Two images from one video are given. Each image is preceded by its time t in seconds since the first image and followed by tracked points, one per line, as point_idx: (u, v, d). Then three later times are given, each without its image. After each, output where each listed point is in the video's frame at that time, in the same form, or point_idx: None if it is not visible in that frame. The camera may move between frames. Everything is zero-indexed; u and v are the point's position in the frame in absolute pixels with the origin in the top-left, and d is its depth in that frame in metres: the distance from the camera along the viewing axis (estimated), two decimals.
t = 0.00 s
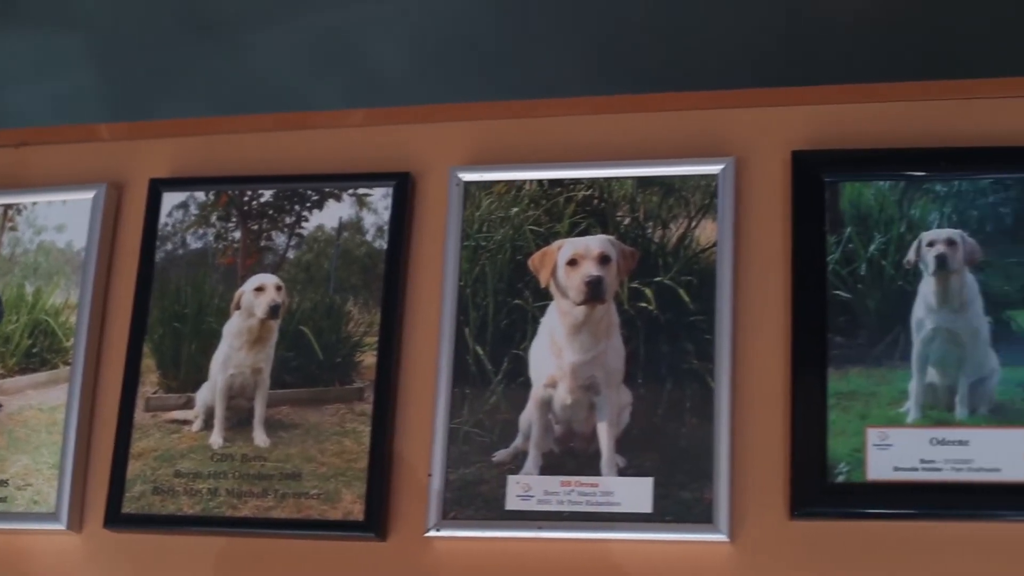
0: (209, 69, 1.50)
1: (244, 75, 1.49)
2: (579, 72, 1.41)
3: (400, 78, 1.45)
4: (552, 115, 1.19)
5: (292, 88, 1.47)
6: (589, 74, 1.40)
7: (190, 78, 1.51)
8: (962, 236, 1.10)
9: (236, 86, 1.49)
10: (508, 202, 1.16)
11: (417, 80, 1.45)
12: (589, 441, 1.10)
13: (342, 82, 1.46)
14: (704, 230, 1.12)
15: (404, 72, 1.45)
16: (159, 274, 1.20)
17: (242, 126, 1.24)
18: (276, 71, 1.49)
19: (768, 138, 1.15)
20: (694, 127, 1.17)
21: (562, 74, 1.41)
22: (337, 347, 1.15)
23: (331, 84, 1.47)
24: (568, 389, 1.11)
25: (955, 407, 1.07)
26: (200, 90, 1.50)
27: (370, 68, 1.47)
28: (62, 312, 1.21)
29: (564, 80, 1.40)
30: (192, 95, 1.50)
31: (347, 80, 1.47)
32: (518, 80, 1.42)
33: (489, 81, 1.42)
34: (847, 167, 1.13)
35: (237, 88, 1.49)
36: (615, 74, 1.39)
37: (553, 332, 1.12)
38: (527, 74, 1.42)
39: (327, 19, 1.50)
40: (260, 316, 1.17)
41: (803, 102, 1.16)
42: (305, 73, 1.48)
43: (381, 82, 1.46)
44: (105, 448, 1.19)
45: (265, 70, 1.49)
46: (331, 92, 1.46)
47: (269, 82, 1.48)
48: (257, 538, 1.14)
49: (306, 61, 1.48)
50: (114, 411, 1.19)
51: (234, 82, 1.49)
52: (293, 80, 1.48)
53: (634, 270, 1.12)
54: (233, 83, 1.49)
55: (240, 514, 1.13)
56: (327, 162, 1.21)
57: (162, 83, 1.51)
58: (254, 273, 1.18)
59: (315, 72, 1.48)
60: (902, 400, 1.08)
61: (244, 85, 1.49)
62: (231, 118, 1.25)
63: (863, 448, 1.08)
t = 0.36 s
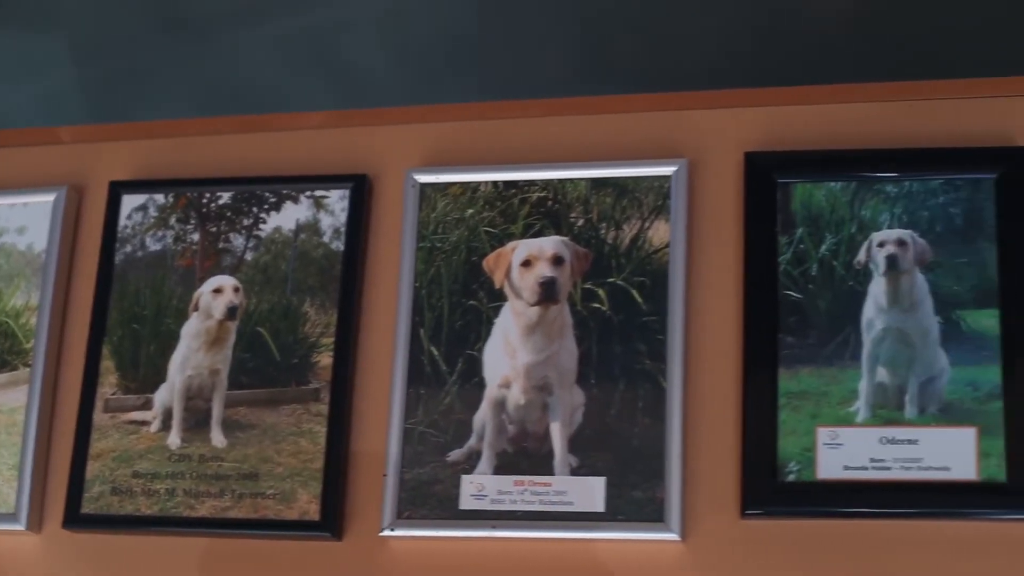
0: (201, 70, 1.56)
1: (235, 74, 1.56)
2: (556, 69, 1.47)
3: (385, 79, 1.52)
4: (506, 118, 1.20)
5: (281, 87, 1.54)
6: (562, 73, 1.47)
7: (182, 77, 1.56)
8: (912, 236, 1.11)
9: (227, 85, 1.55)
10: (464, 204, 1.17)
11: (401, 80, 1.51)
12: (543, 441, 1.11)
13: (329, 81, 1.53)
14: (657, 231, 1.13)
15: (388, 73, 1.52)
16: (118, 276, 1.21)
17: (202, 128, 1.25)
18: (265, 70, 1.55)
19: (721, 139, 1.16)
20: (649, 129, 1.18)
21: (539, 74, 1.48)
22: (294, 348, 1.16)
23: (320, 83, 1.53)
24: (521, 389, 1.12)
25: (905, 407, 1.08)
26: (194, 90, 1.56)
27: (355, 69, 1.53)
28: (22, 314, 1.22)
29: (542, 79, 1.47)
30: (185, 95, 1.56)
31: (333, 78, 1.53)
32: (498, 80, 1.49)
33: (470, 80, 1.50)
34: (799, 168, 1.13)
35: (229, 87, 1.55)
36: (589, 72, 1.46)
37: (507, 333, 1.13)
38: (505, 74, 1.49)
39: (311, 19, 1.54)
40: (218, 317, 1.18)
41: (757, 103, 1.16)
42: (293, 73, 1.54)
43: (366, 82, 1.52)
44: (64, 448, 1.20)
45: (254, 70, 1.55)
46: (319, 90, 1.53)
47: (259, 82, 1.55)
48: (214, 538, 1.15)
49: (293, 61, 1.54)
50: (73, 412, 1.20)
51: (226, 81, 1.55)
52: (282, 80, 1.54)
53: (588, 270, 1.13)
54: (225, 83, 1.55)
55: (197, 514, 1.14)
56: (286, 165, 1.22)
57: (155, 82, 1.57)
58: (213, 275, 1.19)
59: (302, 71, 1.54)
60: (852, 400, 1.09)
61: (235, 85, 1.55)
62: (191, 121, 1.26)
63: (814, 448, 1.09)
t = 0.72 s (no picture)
0: (174, 72, 1.53)
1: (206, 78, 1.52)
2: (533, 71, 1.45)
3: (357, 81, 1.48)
4: (459, 119, 1.20)
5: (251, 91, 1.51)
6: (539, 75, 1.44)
7: (156, 80, 1.54)
8: (861, 235, 1.11)
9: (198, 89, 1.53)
10: (417, 204, 1.17)
11: (373, 82, 1.48)
12: (494, 439, 1.12)
13: (303, 83, 1.50)
14: (608, 230, 1.14)
15: (360, 74, 1.48)
16: (75, 277, 1.22)
17: (159, 130, 1.26)
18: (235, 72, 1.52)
19: (672, 139, 1.17)
20: (601, 129, 1.18)
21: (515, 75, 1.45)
22: (248, 348, 1.16)
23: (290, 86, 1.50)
24: (472, 388, 1.12)
25: (853, 405, 1.09)
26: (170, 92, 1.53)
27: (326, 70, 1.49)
28: None
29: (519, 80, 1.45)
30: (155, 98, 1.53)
31: (303, 80, 1.50)
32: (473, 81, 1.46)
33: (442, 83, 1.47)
34: (748, 167, 1.14)
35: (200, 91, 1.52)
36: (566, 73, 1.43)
37: (459, 332, 1.14)
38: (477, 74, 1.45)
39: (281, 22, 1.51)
40: (174, 317, 1.19)
41: (708, 103, 1.17)
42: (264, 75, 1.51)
43: (338, 84, 1.49)
44: (20, 448, 1.20)
45: (224, 72, 1.52)
46: (294, 93, 1.50)
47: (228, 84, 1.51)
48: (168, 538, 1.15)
49: (266, 63, 1.51)
50: (31, 412, 1.21)
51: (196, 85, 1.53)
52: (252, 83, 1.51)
53: (539, 270, 1.14)
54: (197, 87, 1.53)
55: (152, 513, 1.15)
56: (242, 165, 1.23)
57: (128, 86, 1.54)
58: (168, 275, 1.20)
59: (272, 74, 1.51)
60: (801, 398, 1.10)
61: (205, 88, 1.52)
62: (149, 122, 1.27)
63: (762, 446, 1.09)
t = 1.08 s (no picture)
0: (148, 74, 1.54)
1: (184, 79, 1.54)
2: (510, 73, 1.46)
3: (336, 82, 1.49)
4: (410, 118, 1.20)
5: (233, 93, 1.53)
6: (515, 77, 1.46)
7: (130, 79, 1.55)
8: (808, 234, 1.12)
9: (177, 88, 1.54)
10: (368, 202, 1.18)
11: (351, 83, 1.49)
12: (443, 437, 1.12)
13: (277, 84, 1.52)
14: (556, 229, 1.14)
15: (338, 74, 1.49)
16: (30, 276, 1.23)
17: (115, 129, 1.27)
18: (214, 71, 1.53)
19: (621, 137, 1.17)
20: (551, 127, 1.18)
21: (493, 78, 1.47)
22: (200, 346, 1.17)
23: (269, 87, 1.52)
24: (422, 386, 1.13)
25: (799, 402, 1.09)
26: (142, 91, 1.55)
27: (306, 72, 1.51)
28: None
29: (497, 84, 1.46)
30: (135, 96, 1.55)
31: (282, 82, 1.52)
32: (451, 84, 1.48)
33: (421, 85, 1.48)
34: (695, 166, 1.14)
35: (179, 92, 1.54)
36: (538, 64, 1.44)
37: (408, 330, 1.14)
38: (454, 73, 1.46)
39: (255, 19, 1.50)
40: (127, 316, 1.19)
41: (657, 102, 1.18)
42: (240, 75, 1.52)
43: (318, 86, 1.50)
44: None
45: (200, 74, 1.53)
46: (270, 94, 1.53)
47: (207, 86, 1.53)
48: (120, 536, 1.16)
49: (237, 64, 1.52)
50: None
51: (176, 84, 1.54)
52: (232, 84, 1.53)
53: (488, 268, 1.14)
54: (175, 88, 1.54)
55: (104, 511, 1.15)
56: (196, 165, 1.24)
57: (104, 85, 1.55)
58: (122, 274, 1.21)
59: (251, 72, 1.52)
60: (747, 395, 1.10)
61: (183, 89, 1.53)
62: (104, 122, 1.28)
63: (708, 443, 1.10)
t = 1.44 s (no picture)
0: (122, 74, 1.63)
1: (154, 76, 1.62)
2: (467, 71, 1.55)
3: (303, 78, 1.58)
4: (361, 117, 1.21)
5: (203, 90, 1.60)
6: (472, 71, 1.54)
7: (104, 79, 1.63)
8: (752, 232, 1.12)
9: (149, 85, 1.62)
10: (316, 200, 1.18)
11: (317, 80, 1.58)
12: (389, 434, 1.12)
13: (244, 81, 1.60)
14: (503, 227, 1.15)
15: (304, 72, 1.58)
16: None
17: (66, 128, 1.28)
18: (186, 70, 1.61)
19: (567, 136, 1.18)
20: (499, 126, 1.19)
21: (450, 74, 1.55)
22: (150, 344, 1.17)
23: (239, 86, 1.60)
24: (369, 383, 1.13)
25: (742, 399, 1.10)
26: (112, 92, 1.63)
27: (274, 68, 1.59)
28: None
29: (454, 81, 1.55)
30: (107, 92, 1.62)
31: (251, 80, 1.60)
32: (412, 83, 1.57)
33: (384, 82, 1.56)
34: (641, 165, 1.15)
35: (149, 89, 1.62)
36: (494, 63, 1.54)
37: (356, 328, 1.14)
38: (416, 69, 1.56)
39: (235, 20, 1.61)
40: (76, 314, 1.19)
41: (603, 101, 1.18)
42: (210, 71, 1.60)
43: (284, 81, 1.58)
44: None
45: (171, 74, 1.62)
46: (234, 91, 1.60)
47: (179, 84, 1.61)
48: (69, 533, 1.16)
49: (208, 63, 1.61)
50: None
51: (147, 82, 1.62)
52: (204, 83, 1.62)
53: (435, 266, 1.15)
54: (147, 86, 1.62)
55: (53, 509, 1.15)
56: (147, 163, 1.24)
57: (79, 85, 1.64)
58: (72, 272, 1.21)
59: (223, 72, 1.60)
60: (691, 392, 1.11)
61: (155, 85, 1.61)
62: (56, 120, 1.28)
63: (653, 440, 1.10)
